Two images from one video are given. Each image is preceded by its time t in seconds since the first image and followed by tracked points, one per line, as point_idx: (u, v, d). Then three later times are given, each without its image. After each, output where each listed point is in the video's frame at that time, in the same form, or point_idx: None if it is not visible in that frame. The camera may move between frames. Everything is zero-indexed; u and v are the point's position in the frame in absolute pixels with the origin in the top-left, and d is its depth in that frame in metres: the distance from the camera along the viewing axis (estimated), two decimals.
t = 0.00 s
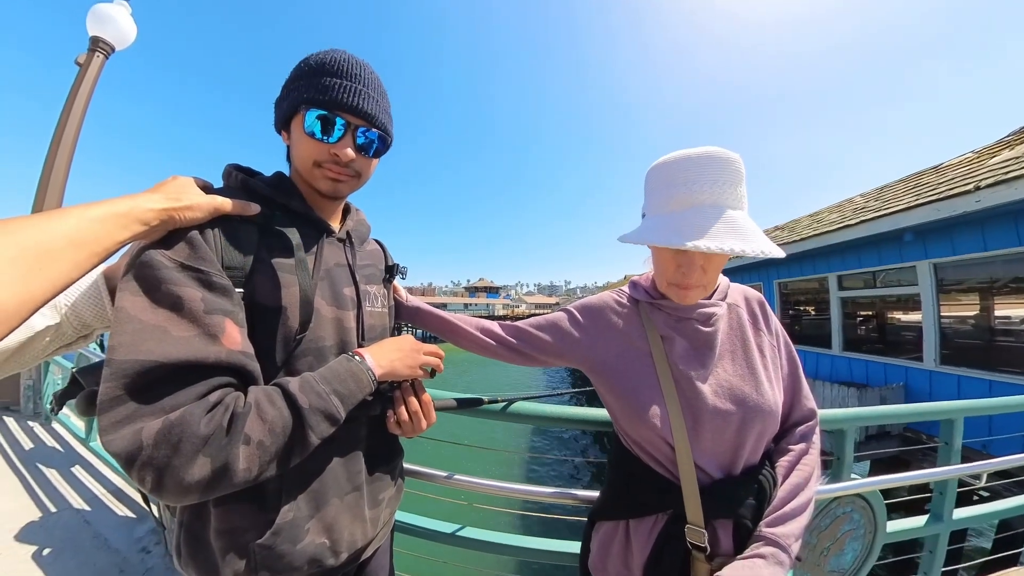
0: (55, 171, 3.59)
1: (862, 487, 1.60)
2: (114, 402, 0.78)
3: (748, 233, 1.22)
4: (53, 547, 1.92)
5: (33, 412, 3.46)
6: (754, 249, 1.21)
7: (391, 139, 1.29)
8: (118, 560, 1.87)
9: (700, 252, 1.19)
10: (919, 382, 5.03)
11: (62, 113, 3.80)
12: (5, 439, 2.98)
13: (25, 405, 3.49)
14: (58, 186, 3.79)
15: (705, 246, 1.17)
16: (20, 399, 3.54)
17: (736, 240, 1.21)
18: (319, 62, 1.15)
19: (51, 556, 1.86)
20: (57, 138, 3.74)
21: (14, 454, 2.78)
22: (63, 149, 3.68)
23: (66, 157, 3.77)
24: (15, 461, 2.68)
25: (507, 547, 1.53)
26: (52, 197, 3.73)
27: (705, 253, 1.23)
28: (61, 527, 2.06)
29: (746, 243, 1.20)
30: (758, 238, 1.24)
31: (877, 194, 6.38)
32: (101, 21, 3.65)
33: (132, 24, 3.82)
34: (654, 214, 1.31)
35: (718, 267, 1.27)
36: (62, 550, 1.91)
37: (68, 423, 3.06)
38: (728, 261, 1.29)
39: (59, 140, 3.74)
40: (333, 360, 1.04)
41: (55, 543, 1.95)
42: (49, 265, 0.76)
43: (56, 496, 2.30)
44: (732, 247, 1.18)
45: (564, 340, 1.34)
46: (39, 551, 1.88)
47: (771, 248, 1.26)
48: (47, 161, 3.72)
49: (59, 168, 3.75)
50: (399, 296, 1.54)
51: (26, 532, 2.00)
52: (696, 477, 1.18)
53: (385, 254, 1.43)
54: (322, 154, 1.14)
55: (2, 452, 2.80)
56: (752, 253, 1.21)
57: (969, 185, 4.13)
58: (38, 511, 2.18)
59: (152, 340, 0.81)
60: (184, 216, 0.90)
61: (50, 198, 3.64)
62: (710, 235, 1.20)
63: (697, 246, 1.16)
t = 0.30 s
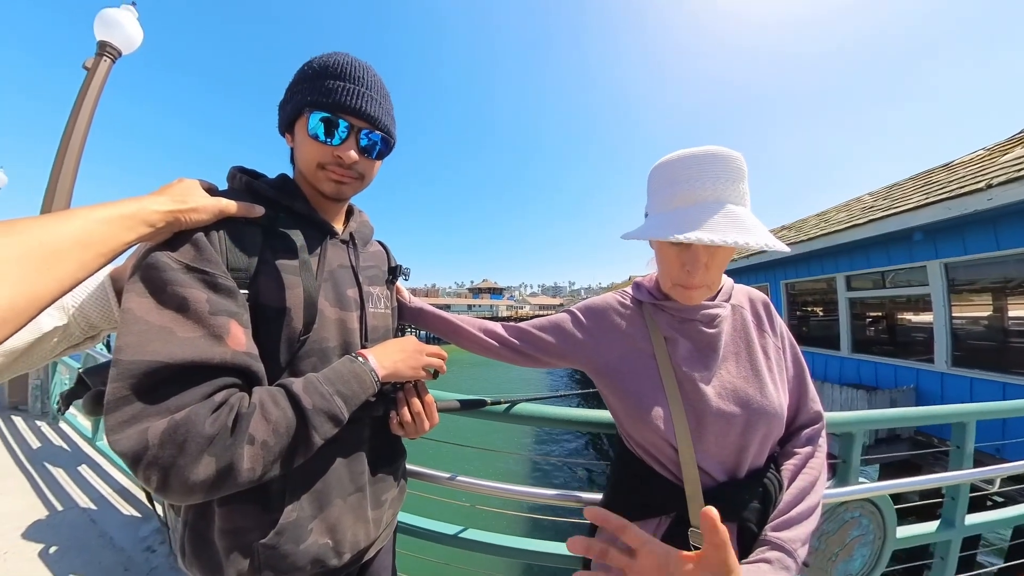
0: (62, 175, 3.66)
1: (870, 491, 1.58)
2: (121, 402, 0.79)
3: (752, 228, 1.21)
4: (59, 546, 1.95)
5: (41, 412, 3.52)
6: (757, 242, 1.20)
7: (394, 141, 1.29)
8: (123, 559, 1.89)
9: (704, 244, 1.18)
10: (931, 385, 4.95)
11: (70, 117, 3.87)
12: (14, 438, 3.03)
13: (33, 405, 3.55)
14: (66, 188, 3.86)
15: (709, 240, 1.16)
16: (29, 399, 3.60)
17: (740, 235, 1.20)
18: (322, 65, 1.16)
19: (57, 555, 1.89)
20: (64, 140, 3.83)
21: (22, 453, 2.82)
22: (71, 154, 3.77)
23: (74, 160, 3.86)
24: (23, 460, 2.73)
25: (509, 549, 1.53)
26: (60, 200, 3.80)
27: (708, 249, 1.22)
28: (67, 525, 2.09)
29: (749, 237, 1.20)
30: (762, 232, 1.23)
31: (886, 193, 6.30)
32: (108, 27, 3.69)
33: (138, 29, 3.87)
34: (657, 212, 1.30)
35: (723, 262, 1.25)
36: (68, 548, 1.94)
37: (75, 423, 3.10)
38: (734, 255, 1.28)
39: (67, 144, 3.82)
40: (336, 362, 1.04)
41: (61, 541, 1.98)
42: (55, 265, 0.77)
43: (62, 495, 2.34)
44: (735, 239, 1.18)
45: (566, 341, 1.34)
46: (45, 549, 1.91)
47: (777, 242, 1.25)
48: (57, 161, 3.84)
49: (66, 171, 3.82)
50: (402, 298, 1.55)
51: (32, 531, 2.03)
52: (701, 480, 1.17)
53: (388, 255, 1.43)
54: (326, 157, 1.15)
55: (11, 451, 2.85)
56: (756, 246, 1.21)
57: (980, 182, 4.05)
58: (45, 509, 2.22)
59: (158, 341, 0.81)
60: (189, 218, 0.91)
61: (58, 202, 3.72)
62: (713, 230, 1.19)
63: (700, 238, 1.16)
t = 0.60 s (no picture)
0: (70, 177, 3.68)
1: (882, 497, 1.55)
2: (128, 409, 0.78)
3: (767, 225, 1.19)
4: (66, 546, 1.96)
5: (49, 412, 3.55)
6: (774, 238, 1.18)
7: (401, 143, 1.28)
8: (129, 560, 1.90)
9: (717, 240, 1.17)
10: (943, 388, 4.90)
11: (77, 120, 3.90)
12: (21, 438, 3.06)
13: (40, 405, 3.57)
14: (73, 191, 3.89)
15: (724, 236, 1.14)
16: (36, 400, 3.63)
17: (755, 230, 1.18)
18: (328, 66, 1.15)
19: (64, 555, 1.90)
20: (72, 143, 3.86)
21: (29, 453, 2.85)
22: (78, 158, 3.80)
23: (81, 163, 3.88)
24: (29, 459, 2.76)
25: (515, 554, 1.52)
26: (67, 203, 3.81)
27: (721, 249, 1.21)
28: (74, 525, 2.10)
29: (766, 231, 1.17)
30: (777, 230, 1.21)
31: (896, 192, 6.22)
32: (115, 30, 3.69)
33: (145, 32, 3.88)
34: (669, 213, 1.28)
35: (736, 262, 1.24)
36: (74, 549, 1.95)
37: (81, 424, 3.12)
38: (748, 252, 1.26)
39: (74, 147, 3.84)
40: (344, 367, 1.03)
41: (68, 542, 1.99)
42: (61, 271, 0.76)
43: (69, 496, 2.35)
44: (751, 234, 1.15)
45: (575, 345, 1.32)
46: (52, 550, 1.92)
47: (790, 240, 1.23)
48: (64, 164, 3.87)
49: (74, 174, 3.84)
50: (408, 300, 1.54)
51: (39, 531, 2.04)
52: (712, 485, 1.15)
53: (394, 258, 1.42)
54: (333, 159, 1.14)
55: (18, 451, 2.87)
56: (772, 242, 1.19)
57: (994, 180, 3.99)
58: (52, 509, 2.23)
59: (166, 347, 0.81)
60: (196, 222, 0.90)
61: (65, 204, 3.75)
62: (728, 228, 1.17)
63: (715, 234, 1.14)
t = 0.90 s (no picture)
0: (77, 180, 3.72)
1: (895, 501, 1.52)
2: (133, 409, 0.77)
3: (781, 227, 1.18)
4: (70, 545, 1.97)
5: (55, 412, 3.58)
6: (788, 240, 1.17)
7: (406, 142, 1.28)
8: (133, 560, 1.90)
9: (729, 241, 1.15)
10: (956, 390, 4.83)
11: (85, 123, 3.94)
12: (28, 438, 3.08)
13: (47, 405, 3.60)
14: (81, 192, 3.93)
15: (738, 238, 1.12)
16: (43, 399, 3.67)
17: (768, 231, 1.16)
18: (334, 66, 1.15)
19: (69, 554, 1.91)
20: (80, 145, 3.91)
21: (36, 452, 2.87)
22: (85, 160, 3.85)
23: (89, 165, 3.93)
24: (35, 459, 2.78)
25: (521, 558, 1.50)
26: (74, 205, 3.85)
27: (732, 249, 1.19)
28: (79, 524, 2.11)
29: (780, 233, 1.16)
30: (791, 231, 1.20)
31: (906, 191, 6.14)
32: (122, 34, 3.74)
33: (151, 36, 3.92)
34: (678, 212, 1.27)
35: (748, 263, 1.22)
36: (79, 548, 1.96)
37: (88, 424, 3.14)
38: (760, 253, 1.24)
39: (82, 151, 3.89)
40: (348, 367, 1.03)
41: (73, 541, 2.00)
42: (66, 273, 0.76)
43: (75, 495, 2.36)
44: (766, 237, 1.14)
45: (582, 345, 1.31)
46: (57, 548, 1.93)
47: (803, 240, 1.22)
48: (72, 166, 3.91)
49: (81, 176, 3.89)
50: (413, 301, 1.53)
51: (44, 530, 2.05)
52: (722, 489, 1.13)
53: (399, 258, 1.42)
54: (338, 159, 1.14)
55: (25, 450, 2.90)
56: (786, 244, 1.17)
57: (1007, 178, 3.93)
58: (57, 509, 2.24)
59: (170, 346, 0.80)
60: (201, 222, 0.90)
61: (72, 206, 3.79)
62: (741, 229, 1.15)
63: (727, 236, 1.13)
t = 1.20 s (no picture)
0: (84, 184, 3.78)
1: (905, 507, 1.50)
2: (140, 409, 0.78)
3: (785, 237, 1.17)
4: (77, 545, 1.99)
5: (62, 412, 3.63)
6: (792, 252, 1.16)
7: (408, 146, 1.29)
8: (138, 560, 1.92)
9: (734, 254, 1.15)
10: (969, 393, 4.74)
11: (92, 127, 4.01)
12: (35, 438, 3.13)
13: (54, 405, 3.66)
14: (89, 193, 4.00)
15: (741, 250, 1.12)
16: (50, 400, 3.72)
17: (775, 244, 1.15)
18: (336, 72, 1.16)
19: (76, 553, 1.93)
20: (87, 149, 3.98)
21: (43, 452, 2.91)
22: (92, 165, 3.94)
23: (95, 169, 4.00)
24: (43, 459, 2.81)
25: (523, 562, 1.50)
26: (82, 208, 3.92)
27: (735, 257, 1.18)
28: (85, 524, 2.14)
29: (784, 245, 1.16)
30: (795, 241, 1.19)
31: (915, 189, 6.05)
32: (128, 39, 3.81)
33: (157, 40, 3.99)
34: (681, 217, 1.26)
35: (751, 270, 1.22)
36: (85, 548, 1.98)
37: (94, 425, 3.19)
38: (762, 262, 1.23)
39: (88, 154, 3.95)
40: (352, 369, 1.03)
41: (79, 541, 2.02)
42: (76, 276, 0.78)
43: (81, 495, 2.39)
44: (769, 249, 1.13)
45: (585, 348, 1.30)
46: (63, 548, 1.95)
47: (808, 250, 1.21)
48: (80, 168, 3.99)
49: (89, 179, 3.96)
50: (417, 304, 1.54)
51: (51, 529, 2.08)
52: (727, 494, 1.12)
53: (402, 261, 1.43)
54: (340, 163, 1.15)
55: (33, 450, 2.94)
56: (789, 256, 1.17)
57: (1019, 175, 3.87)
58: (64, 508, 2.27)
59: (176, 348, 0.81)
60: (207, 226, 0.91)
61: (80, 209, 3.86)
62: (744, 237, 1.15)
63: (730, 249, 1.12)
